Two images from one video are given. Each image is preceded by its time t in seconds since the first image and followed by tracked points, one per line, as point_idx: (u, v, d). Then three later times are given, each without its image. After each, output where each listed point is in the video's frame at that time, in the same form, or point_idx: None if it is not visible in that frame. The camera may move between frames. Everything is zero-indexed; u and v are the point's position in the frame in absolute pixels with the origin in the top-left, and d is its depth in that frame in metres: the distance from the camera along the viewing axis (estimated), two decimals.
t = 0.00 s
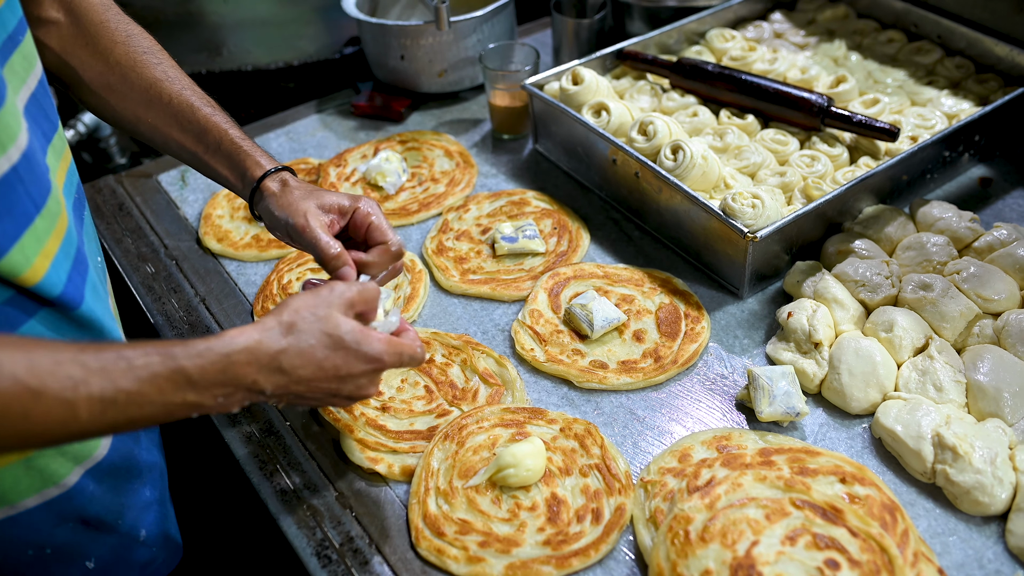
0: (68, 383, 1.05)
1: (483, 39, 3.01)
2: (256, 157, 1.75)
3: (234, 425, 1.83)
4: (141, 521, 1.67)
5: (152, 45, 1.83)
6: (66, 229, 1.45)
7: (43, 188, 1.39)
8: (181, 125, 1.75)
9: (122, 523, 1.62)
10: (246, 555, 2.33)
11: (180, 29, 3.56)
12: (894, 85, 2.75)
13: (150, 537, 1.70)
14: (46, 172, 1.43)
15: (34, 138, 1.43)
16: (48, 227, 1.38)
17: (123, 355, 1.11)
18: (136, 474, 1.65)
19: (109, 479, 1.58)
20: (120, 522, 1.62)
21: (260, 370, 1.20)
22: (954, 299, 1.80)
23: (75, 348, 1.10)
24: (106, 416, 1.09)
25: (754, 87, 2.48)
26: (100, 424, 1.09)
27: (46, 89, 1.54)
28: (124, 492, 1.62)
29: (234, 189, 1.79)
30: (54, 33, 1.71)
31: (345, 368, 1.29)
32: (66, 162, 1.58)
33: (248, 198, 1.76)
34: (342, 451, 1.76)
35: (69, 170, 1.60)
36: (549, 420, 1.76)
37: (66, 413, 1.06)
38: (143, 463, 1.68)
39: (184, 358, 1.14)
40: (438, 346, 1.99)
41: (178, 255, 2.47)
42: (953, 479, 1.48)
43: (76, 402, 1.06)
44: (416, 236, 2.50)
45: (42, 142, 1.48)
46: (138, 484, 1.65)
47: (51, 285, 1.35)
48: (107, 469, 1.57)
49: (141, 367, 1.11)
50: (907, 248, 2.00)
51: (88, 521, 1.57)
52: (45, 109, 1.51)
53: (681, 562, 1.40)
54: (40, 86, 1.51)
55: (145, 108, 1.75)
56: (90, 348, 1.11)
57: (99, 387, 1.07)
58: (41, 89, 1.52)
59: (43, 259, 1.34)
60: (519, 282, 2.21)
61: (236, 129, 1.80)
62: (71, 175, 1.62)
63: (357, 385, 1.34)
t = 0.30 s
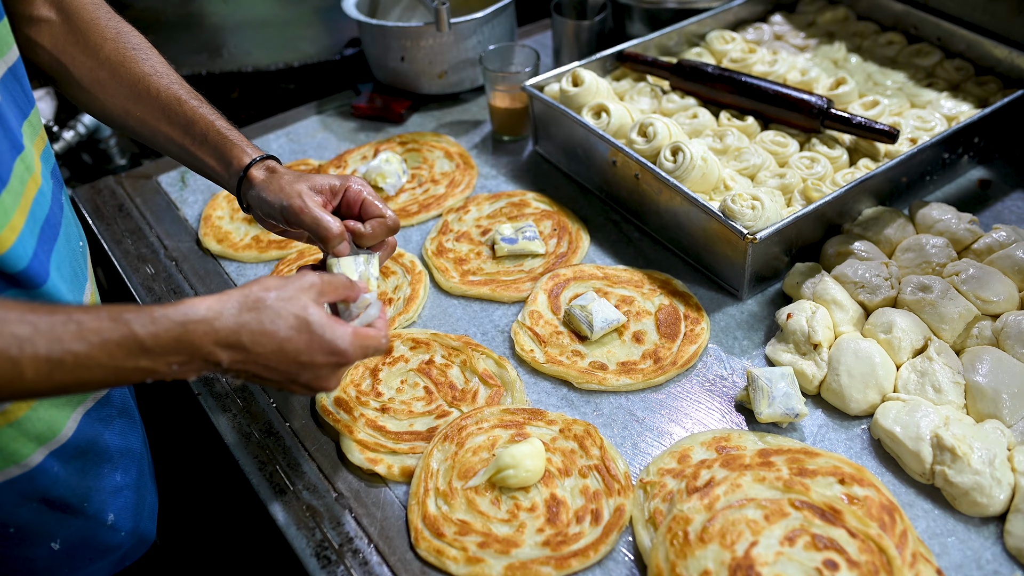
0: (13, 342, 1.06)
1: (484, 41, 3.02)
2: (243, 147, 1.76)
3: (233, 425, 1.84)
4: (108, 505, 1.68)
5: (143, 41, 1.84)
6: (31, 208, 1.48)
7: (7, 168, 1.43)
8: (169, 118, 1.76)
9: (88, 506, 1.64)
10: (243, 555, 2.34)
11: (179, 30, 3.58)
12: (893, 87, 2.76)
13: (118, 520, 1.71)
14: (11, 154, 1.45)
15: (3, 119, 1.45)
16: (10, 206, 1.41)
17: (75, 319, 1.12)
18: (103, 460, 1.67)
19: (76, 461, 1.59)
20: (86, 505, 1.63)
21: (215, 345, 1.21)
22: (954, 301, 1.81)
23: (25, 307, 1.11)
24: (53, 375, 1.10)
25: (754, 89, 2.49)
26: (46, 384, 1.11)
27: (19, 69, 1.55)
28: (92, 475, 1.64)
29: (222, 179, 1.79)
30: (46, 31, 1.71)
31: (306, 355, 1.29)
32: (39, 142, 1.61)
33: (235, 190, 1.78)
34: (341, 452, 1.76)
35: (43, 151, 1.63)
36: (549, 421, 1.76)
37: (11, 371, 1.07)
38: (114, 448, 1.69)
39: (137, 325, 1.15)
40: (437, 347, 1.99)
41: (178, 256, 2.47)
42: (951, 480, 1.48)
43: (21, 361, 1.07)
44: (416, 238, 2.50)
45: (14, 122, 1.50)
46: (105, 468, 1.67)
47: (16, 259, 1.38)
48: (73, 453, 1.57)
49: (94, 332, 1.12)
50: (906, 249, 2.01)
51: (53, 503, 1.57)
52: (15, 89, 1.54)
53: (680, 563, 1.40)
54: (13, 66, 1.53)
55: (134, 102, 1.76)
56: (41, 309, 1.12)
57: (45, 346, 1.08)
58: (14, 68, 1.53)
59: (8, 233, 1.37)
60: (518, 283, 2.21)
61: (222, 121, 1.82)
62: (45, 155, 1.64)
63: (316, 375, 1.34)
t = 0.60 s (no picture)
0: (26, 321, 1.08)
1: (484, 43, 3.03)
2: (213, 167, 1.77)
3: (232, 428, 1.84)
4: (115, 515, 1.68)
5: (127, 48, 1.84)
6: (31, 216, 1.49)
7: (6, 175, 1.43)
8: (143, 136, 1.78)
9: (95, 516, 1.63)
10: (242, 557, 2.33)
11: (179, 32, 3.56)
12: (893, 90, 2.76)
13: (124, 531, 1.71)
14: (12, 161, 1.46)
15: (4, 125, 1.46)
16: (7, 215, 1.41)
17: (82, 296, 1.14)
18: (111, 467, 1.66)
19: (81, 471, 1.59)
20: (92, 515, 1.63)
21: (218, 302, 1.21)
22: (953, 304, 1.81)
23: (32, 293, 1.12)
24: (68, 352, 1.11)
25: (754, 92, 2.49)
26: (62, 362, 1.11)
27: (17, 74, 1.56)
28: (97, 485, 1.63)
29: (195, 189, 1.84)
30: (33, 36, 1.72)
31: (303, 300, 1.27)
32: (38, 147, 1.62)
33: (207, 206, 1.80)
34: (340, 455, 1.77)
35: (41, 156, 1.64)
36: (548, 424, 1.76)
37: (28, 354, 1.08)
38: (118, 458, 1.68)
39: (144, 295, 1.17)
40: (437, 350, 1.99)
41: (177, 259, 2.47)
42: (950, 483, 1.49)
43: (37, 340, 1.08)
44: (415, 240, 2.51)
45: (14, 128, 1.51)
46: (111, 479, 1.66)
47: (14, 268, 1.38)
48: (75, 463, 1.57)
49: (99, 303, 1.14)
50: (905, 252, 2.01)
51: (57, 513, 1.57)
52: (13, 95, 1.54)
53: (679, 566, 1.40)
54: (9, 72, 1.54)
55: (112, 113, 1.77)
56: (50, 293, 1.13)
57: (57, 323, 1.09)
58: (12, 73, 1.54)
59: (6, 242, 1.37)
60: (518, 286, 2.21)
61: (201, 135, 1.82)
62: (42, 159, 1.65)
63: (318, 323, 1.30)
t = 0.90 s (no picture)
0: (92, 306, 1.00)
1: (483, 46, 3.03)
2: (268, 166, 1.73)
3: (230, 432, 1.83)
4: (115, 533, 1.68)
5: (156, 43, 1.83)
6: (32, 233, 1.46)
7: (8, 194, 1.42)
8: (187, 135, 1.73)
9: (95, 534, 1.63)
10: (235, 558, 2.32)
11: (178, 35, 3.56)
12: (892, 94, 2.77)
13: (125, 548, 1.72)
14: (14, 178, 1.46)
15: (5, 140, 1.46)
16: (9, 232, 1.40)
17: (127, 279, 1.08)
18: (110, 485, 1.66)
19: (81, 489, 1.57)
20: (92, 533, 1.62)
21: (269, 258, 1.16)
22: (952, 308, 1.81)
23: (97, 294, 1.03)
24: (141, 324, 1.03)
25: (753, 96, 2.48)
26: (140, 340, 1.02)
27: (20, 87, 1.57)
28: (97, 502, 1.62)
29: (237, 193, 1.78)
30: (59, 41, 1.71)
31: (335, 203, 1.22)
32: (39, 159, 1.63)
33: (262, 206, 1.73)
34: (338, 459, 1.76)
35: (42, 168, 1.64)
36: (546, 428, 1.75)
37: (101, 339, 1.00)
38: (121, 475, 1.69)
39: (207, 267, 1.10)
40: (436, 353, 1.99)
41: (175, 261, 2.47)
42: (950, 488, 1.48)
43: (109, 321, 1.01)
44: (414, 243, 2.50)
45: (14, 142, 1.51)
46: (110, 495, 1.66)
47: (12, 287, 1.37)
48: (77, 481, 1.55)
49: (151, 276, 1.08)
50: (904, 256, 2.01)
51: (58, 533, 1.56)
52: (15, 108, 1.55)
53: (678, 571, 1.40)
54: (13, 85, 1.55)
55: (153, 116, 1.73)
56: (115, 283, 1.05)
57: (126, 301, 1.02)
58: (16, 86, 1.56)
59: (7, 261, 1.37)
60: (517, 289, 2.21)
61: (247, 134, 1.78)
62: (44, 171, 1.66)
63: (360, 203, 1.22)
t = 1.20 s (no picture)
0: (109, 311, 1.03)
1: (480, 45, 3.02)
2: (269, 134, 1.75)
3: (225, 433, 1.82)
4: (114, 541, 1.67)
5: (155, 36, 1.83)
6: (33, 237, 1.45)
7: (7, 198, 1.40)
8: (188, 111, 1.73)
9: (93, 542, 1.62)
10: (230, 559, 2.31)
11: (174, 34, 3.57)
12: (889, 94, 2.77)
13: (124, 557, 1.71)
14: (15, 181, 1.44)
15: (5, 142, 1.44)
16: (9, 235, 1.38)
17: (167, 278, 1.09)
18: (110, 492, 1.64)
19: (82, 497, 1.57)
20: (90, 542, 1.61)
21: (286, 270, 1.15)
22: (949, 309, 1.81)
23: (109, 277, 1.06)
24: (161, 341, 1.08)
25: (751, 95, 2.48)
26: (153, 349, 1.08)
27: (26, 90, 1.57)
28: (96, 511, 1.61)
29: (240, 170, 1.79)
30: (55, 32, 1.70)
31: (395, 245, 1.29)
32: (48, 165, 1.61)
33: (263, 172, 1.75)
34: (334, 460, 1.76)
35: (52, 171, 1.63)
36: (543, 428, 1.75)
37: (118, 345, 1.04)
38: (120, 482, 1.67)
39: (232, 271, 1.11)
40: (432, 354, 1.98)
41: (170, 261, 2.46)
42: (947, 489, 1.48)
43: (126, 332, 1.04)
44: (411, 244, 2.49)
45: (18, 146, 1.50)
46: (111, 503, 1.65)
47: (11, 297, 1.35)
48: (76, 489, 1.54)
49: (189, 286, 1.09)
50: (902, 257, 2.01)
51: (58, 541, 1.55)
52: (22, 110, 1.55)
53: (675, 572, 1.40)
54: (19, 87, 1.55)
55: (151, 96, 1.72)
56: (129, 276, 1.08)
57: (144, 312, 1.05)
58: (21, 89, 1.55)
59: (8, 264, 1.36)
60: (514, 290, 2.20)
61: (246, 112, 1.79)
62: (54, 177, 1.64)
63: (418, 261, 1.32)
